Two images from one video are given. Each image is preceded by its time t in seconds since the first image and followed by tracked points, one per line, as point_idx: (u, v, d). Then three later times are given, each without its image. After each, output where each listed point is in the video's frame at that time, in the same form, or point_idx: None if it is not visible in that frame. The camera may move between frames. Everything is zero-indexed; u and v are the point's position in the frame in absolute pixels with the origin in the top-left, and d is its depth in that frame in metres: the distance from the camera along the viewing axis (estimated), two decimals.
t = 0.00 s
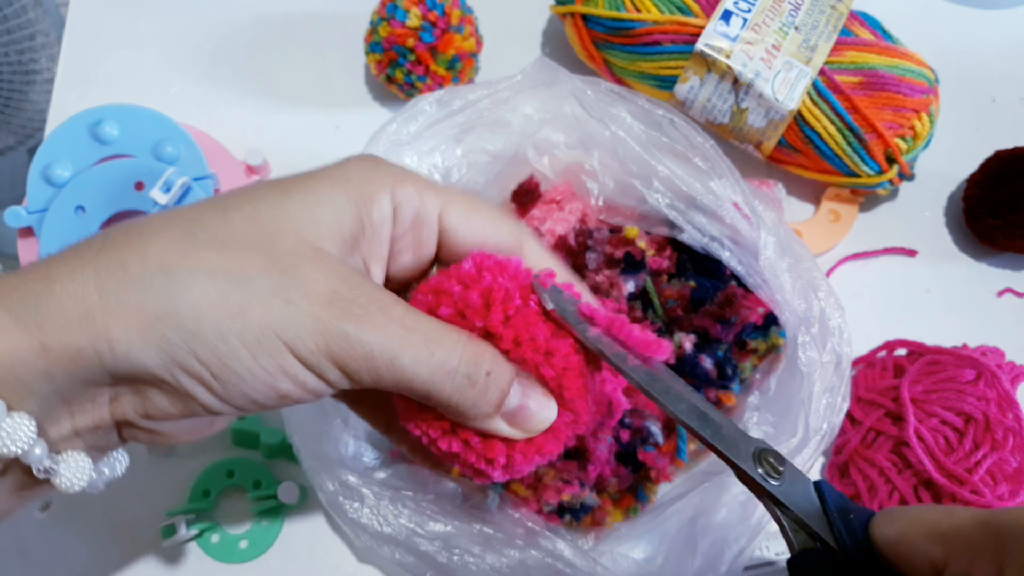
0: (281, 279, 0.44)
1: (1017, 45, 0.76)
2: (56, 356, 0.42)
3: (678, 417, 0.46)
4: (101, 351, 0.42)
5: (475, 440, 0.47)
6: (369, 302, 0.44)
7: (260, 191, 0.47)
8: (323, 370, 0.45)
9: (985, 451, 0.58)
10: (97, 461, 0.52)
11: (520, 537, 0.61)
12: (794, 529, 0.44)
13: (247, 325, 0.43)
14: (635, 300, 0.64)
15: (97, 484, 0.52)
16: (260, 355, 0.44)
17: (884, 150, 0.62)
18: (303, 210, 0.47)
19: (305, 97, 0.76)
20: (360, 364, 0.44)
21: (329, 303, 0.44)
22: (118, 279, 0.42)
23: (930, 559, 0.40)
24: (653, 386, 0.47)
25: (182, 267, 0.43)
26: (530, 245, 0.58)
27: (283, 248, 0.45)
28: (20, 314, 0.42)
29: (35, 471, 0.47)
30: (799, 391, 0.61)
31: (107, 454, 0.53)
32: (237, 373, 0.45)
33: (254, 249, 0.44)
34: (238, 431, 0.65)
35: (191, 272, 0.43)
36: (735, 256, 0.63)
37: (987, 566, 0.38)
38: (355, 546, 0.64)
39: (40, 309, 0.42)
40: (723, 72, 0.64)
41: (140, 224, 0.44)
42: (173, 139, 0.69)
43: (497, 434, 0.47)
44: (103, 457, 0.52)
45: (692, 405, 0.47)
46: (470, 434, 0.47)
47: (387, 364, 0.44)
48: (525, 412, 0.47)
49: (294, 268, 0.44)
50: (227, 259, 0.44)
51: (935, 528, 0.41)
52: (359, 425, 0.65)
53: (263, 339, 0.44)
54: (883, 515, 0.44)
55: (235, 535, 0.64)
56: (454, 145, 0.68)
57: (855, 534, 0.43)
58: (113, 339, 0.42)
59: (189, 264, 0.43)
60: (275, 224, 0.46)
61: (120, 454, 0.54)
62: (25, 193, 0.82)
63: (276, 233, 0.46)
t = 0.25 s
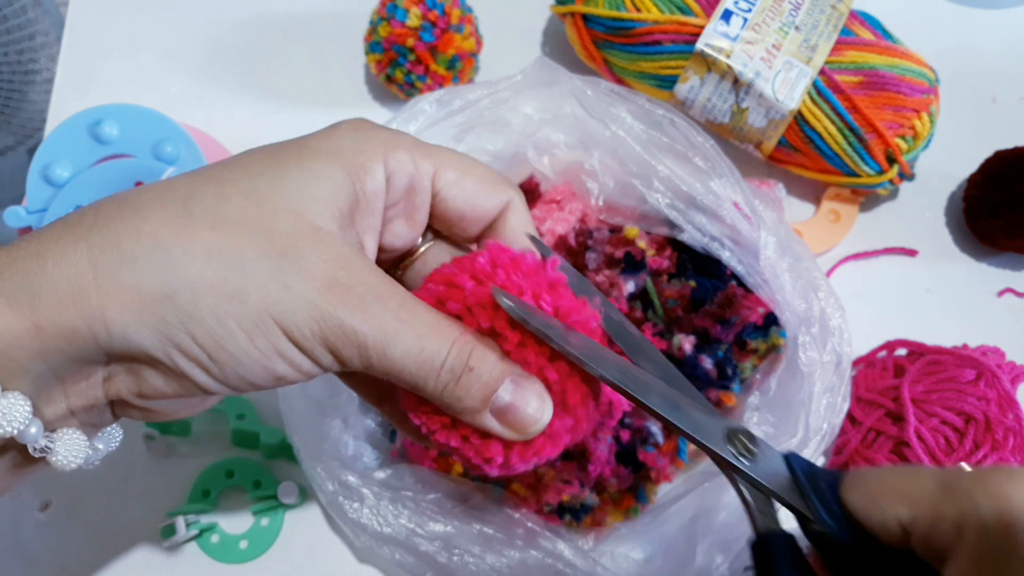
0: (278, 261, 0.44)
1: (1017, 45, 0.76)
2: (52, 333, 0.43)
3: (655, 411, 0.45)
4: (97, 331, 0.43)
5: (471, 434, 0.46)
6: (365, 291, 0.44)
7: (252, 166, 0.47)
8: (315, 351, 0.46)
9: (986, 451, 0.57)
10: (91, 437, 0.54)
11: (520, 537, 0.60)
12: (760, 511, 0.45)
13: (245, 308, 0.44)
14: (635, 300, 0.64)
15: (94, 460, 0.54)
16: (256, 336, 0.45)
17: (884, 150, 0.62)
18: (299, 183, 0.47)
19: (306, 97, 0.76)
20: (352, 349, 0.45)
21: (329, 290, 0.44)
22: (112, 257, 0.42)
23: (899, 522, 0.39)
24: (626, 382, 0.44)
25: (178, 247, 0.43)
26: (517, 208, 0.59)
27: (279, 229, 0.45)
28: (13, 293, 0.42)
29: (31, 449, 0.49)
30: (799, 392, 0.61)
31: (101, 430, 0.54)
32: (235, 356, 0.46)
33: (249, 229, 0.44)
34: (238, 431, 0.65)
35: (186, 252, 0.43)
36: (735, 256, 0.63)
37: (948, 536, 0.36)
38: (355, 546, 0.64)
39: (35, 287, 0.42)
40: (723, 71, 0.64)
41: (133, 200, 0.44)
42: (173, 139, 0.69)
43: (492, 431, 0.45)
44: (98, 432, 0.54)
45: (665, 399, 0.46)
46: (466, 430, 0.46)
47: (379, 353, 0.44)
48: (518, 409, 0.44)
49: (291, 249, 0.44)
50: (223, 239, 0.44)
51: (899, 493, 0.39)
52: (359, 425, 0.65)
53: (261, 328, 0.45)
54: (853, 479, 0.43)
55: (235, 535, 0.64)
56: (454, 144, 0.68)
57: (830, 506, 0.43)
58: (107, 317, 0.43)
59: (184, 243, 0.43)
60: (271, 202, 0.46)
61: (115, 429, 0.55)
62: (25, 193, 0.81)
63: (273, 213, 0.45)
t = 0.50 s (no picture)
0: (277, 265, 0.44)
1: (1017, 43, 0.76)
2: (50, 336, 0.43)
3: (616, 373, 0.45)
4: (95, 334, 0.43)
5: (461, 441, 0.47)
6: (363, 296, 0.44)
7: (251, 168, 0.47)
8: (308, 356, 0.46)
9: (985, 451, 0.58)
10: (89, 438, 0.53)
11: (520, 537, 0.61)
12: (726, 480, 0.47)
13: (242, 311, 0.44)
14: (635, 300, 0.64)
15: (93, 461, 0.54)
16: (251, 341, 0.45)
17: (884, 150, 0.62)
18: (295, 186, 0.47)
19: (306, 97, 0.76)
20: (345, 355, 0.45)
21: (325, 295, 0.44)
22: (110, 260, 0.43)
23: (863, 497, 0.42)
24: (586, 342, 0.45)
25: (176, 249, 0.43)
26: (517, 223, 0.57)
27: (279, 232, 0.45)
28: (11, 296, 0.42)
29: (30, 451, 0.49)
30: (799, 392, 0.61)
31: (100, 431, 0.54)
32: (229, 359, 0.46)
33: (246, 232, 0.44)
34: (238, 432, 0.65)
35: (185, 254, 0.43)
36: (735, 256, 0.63)
37: (914, 508, 0.39)
38: (355, 546, 0.64)
39: (32, 290, 0.42)
40: (723, 71, 0.64)
41: (131, 203, 0.44)
42: (174, 139, 0.69)
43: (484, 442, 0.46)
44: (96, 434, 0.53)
45: (627, 362, 0.46)
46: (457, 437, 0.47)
47: (375, 361, 0.44)
48: (512, 421, 0.44)
49: (289, 252, 0.45)
50: (220, 242, 0.44)
51: (868, 469, 0.42)
52: (359, 426, 0.65)
53: (258, 330, 0.45)
54: (820, 454, 0.46)
55: (235, 535, 0.64)
56: (454, 144, 0.68)
57: (796, 481, 0.45)
58: (105, 321, 0.43)
59: (182, 245, 0.43)
60: (271, 206, 0.46)
61: (113, 429, 0.54)
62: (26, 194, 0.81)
63: (274, 216, 0.46)
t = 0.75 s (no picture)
0: (261, 259, 0.44)
1: (1018, 44, 0.76)
2: (39, 329, 0.43)
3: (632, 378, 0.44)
4: (84, 325, 0.44)
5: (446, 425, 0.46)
6: (347, 291, 0.44)
7: (237, 163, 0.47)
8: (296, 350, 0.46)
9: (985, 451, 0.58)
10: (79, 430, 0.54)
11: (520, 537, 0.61)
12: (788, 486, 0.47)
13: (227, 306, 0.44)
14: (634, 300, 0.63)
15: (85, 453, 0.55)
16: (239, 333, 0.45)
17: (884, 150, 0.62)
18: (282, 179, 0.47)
19: (306, 97, 0.76)
20: (331, 349, 0.44)
21: (311, 288, 0.44)
22: (97, 254, 0.43)
23: (928, 512, 0.42)
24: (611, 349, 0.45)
25: (161, 243, 0.43)
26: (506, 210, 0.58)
27: (263, 227, 0.45)
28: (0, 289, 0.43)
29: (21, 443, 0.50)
30: (799, 392, 0.61)
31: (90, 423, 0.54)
32: (218, 352, 0.46)
33: (234, 227, 0.44)
34: (237, 431, 0.65)
35: (169, 248, 0.43)
36: (735, 256, 0.63)
37: (980, 528, 0.40)
38: (355, 547, 0.64)
39: (22, 284, 0.43)
40: (723, 71, 0.64)
41: (119, 197, 0.45)
42: (173, 139, 0.69)
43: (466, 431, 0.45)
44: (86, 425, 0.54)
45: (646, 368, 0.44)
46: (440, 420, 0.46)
47: (360, 354, 0.44)
48: (494, 414, 0.42)
49: (274, 248, 0.44)
50: (206, 236, 0.44)
51: (931, 484, 0.43)
52: (359, 425, 0.65)
53: (244, 322, 0.45)
54: (885, 464, 0.45)
55: (235, 535, 0.64)
56: (453, 144, 0.67)
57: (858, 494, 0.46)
58: (93, 314, 0.43)
59: (167, 240, 0.43)
60: (258, 201, 0.45)
61: (104, 422, 0.55)
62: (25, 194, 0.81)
63: (258, 211, 0.45)
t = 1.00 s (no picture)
0: (271, 267, 0.44)
1: (1017, 44, 0.76)
2: (43, 329, 0.43)
3: (629, 393, 0.45)
4: (87, 326, 0.43)
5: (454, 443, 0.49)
6: (357, 304, 0.44)
7: (251, 166, 0.47)
8: (301, 361, 0.46)
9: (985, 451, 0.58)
10: (84, 429, 0.54)
11: (520, 537, 0.61)
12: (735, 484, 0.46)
13: (234, 313, 0.44)
14: (635, 301, 0.64)
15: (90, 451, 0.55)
16: (243, 342, 0.45)
17: (884, 150, 0.62)
18: (297, 185, 0.47)
19: (306, 97, 0.76)
20: (337, 364, 0.45)
21: (320, 300, 0.44)
22: (104, 255, 0.43)
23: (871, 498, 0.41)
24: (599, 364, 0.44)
25: (171, 246, 0.43)
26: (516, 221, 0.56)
27: (276, 233, 0.45)
28: (5, 287, 0.42)
29: (25, 444, 0.49)
30: (799, 392, 0.61)
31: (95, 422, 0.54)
32: (221, 359, 0.46)
33: (246, 233, 0.44)
34: (238, 432, 0.65)
35: (179, 250, 0.43)
36: (735, 256, 0.63)
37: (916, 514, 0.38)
38: (355, 547, 0.64)
39: (26, 281, 0.42)
40: (723, 71, 0.64)
41: (129, 197, 0.45)
42: (174, 139, 0.69)
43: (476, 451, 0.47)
44: (91, 425, 0.54)
45: (640, 379, 0.45)
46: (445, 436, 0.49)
47: (365, 370, 0.44)
48: (502, 440, 0.45)
49: (285, 258, 0.44)
50: (216, 242, 0.44)
51: (874, 469, 0.41)
52: (359, 425, 0.65)
53: (250, 332, 0.45)
54: (831, 449, 0.44)
55: (235, 535, 0.64)
56: (454, 144, 0.67)
57: (807, 479, 0.44)
58: (99, 317, 0.43)
59: (176, 244, 0.43)
60: (271, 207, 0.45)
61: (110, 421, 0.55)
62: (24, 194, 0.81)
63: (272, 217, 0.45)
